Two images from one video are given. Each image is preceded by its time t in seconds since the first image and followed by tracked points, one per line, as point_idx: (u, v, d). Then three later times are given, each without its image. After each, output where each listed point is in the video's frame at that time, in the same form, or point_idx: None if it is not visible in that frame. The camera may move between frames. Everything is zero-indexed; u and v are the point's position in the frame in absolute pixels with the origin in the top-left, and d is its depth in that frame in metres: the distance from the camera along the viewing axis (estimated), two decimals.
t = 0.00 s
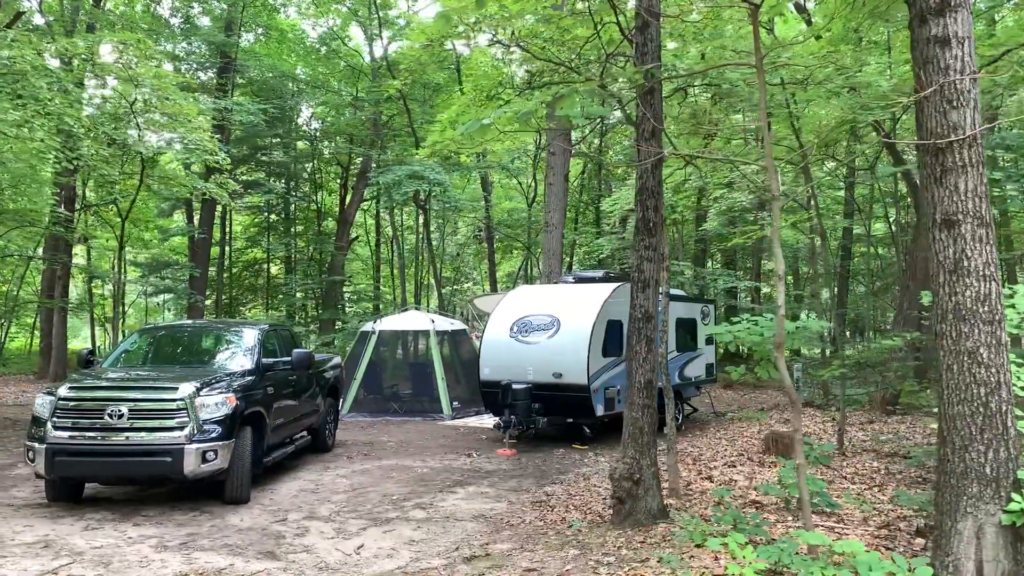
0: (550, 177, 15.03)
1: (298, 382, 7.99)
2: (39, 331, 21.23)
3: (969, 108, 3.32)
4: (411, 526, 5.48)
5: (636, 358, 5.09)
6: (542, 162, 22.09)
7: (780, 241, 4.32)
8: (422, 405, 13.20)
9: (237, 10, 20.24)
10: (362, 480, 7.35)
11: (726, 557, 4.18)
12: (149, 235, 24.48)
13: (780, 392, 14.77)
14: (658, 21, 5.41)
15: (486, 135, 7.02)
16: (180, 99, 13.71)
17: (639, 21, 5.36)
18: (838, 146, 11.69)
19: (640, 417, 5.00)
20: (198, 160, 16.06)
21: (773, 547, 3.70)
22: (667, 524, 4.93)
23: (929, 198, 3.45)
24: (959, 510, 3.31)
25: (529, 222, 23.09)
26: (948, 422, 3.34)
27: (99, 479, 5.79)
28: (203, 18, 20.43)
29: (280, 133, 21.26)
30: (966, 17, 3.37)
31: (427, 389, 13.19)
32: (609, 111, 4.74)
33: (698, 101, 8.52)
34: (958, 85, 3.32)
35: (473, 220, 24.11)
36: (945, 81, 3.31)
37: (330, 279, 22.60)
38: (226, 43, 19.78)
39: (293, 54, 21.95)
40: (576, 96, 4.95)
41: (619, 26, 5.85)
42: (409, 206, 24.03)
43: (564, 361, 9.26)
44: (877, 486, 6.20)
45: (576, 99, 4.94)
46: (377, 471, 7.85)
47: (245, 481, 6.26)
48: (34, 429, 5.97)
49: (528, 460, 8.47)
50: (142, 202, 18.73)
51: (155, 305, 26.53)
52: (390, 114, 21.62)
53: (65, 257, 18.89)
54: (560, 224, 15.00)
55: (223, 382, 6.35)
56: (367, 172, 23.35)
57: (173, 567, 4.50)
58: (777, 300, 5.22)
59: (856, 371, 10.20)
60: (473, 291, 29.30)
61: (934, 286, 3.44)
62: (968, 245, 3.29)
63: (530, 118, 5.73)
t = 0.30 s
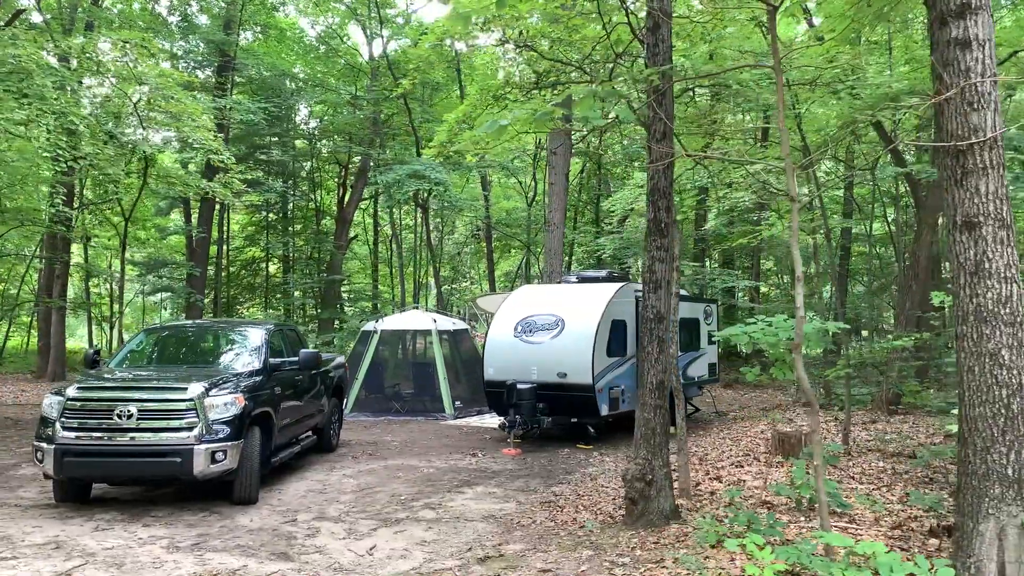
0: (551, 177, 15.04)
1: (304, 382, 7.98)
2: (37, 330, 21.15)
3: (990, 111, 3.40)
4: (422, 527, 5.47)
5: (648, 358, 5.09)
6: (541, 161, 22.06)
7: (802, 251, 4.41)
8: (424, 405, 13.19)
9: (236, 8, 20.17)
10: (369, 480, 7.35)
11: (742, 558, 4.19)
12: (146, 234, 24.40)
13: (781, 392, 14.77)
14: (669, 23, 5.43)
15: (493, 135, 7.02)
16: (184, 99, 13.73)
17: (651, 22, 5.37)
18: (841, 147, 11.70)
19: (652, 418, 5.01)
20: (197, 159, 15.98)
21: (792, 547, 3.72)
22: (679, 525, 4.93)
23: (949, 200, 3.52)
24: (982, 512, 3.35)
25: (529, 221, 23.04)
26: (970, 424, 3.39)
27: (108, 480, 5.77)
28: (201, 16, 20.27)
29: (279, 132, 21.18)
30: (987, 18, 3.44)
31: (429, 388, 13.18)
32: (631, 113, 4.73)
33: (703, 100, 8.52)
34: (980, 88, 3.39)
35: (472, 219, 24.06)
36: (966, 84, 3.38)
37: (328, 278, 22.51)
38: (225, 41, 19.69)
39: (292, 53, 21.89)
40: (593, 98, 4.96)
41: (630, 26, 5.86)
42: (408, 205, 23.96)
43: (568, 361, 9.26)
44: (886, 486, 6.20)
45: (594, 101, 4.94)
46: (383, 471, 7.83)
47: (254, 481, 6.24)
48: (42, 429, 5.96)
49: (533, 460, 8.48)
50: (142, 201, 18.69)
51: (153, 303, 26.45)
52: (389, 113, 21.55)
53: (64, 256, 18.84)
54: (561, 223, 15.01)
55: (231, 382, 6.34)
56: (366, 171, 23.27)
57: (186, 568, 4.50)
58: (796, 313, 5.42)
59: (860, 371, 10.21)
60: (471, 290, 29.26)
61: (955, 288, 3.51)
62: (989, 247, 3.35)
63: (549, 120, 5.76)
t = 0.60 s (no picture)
0: (548, 176, 15.08)
1: (306, 382, 7.97)
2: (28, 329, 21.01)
3: (1008, 115, 3.46)
4: (430, 527, 5.47)
5: (657, 359, 5.10)
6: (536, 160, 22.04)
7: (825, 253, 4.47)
8: (422, 405, 13.18)
9: (230, 6, 20.12)
10: (373, 480, 7.33)
11: (757, 558, 4.20)
12: (138, 233, 24.27)
13: (777, 392, 14.85)
14: (678, 26, 5.46)
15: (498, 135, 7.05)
16: (184, 97, 13.73)
17: (659, 24, 5.39)
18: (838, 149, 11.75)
19: (662, 419, 5.02)
20: (191, 158, 15.89)
21: (809, 548, 3.76)
22: (689, 525, 4.95)
23: (968, 203, 3.58)
24: (1002, 512, 3.41)
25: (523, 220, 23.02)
26: (989, 426, 3.44)
27: (114, 481, 5.74)
28: (194, 14, 20.29)
29: (273, 131, 21.09)
30: (1004, 23, 3.49)
31: (426, 388, 13.18)
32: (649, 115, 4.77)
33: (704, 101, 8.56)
34: (999, 92, 3.45)
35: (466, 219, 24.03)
36: (985, 88, 3.44)
37: (322, 277, 22.43)
38: (218, 39, 19.59)
39: (286, 51, 21.84)
40: (609, 100, 4.99)
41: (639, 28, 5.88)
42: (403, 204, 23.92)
43: (569, 361, 9.28)
44: (890, 486, 6.25)
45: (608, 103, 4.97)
46: (386, 471, 7.82)
47: (260, 482, 6.22)
48: (47, 430, 5.92)
49: (535, 460, 8.48)
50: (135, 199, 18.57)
51: (144, 302, 26.32)
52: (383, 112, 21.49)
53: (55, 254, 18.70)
54: (558, 223, 15.04)
55: (237, 383, 6.32)
56: (360, 170, 23.19)
57: (198, 570, 4.48)
58: (815, 315, 5.55)
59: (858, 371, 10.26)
60: (464, 290, 29.21)
61: (975, 291, 3.57)
62: (1008, 251, 3.42)
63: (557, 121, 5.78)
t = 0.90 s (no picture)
0: (538, 177, 15.10)
1: (300, 383, 7.92)
2: (9, 328, 20.75)
3: (1013, 119, 3.52)
4: (430, 528, 5.45)
5: (657, 360, 5.12)
6: (523, 160, 21.98)
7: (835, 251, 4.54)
8: (412, 405, 13.14)
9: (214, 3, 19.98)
10: (368, 481, 7.30)
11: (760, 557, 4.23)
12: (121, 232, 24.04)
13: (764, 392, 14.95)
14: (678, 27, 5.48)
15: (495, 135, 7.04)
16: (170, 96, 13.74)
17: (659, 25, 5.41)
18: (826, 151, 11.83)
19: (663, 419, 5.04)
20: (176, 156, 15.75)
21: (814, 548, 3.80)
22: (690, 525, 4.97)
23: (974, 206, 3.64)
24: (1008, 512, 3.47)
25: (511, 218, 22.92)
26: (995, 426, 3.51)
27: (109, 483, 5.68)
28: (177, 11, 20.14)
29: (258, 129, 20.93)
30: (1010, 28, 3.55)
31: (416, 388, 13.14)
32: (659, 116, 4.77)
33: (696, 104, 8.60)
34: (1005, 96, 3.52)
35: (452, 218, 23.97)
36: (992, 93, 3.50)
37: (308, 276, 22.28)
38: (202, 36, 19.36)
39: (270, 49, 21.70)
40: (616, 100, 5.00)
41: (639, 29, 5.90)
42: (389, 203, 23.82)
43: (562, 361, 9.29)
44: (884, 484, 6.31)
45: (616, 104, 4.97)
46: (380, 472, 7.80)
47: (256, 483, 6.18)
48: (40, 432, 5.85)
49: (529, 460, 8.49)
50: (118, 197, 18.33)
51: (126, 301, 26.07)
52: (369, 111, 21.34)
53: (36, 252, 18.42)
54: (547, 222, 15.07)
55: (233, 384, 6.28)
56: (345, 168, 23.01)
57: (198, 573, 4.44)
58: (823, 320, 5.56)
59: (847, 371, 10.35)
60: (450, 289, 29.13)
61: (981, 293, 3.63)
62: (1014, 253, 3.47)
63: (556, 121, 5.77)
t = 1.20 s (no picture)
0: (532, 175, 15.09)
1: (297, 381, 7.86)
2: None
3: None
4: (434, 527, 5.42)
5: (663, 356, 5.09)
6: (515, 158, 21.91)
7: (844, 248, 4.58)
8: (407, 404, 13.08)
9: None
10: (367, 479, 7.26)
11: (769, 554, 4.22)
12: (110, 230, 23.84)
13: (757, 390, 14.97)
14: (683, 23, 5.45)
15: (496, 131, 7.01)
16: (163, 91, 13.68)
17: (664, 20, 5.39)
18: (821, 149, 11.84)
19: (668, 416, 5.02)
20: (167, 153, 15.60)
21: (827, 544, 3.80)
22: (696, 521, 4.95)
23: (990, 201, 3.67)
24: None
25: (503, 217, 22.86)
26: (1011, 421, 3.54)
27: (108, 482, 5.61)
28: (167, 8, 20.01)
29: (249, 126, 20.78)
30: None
31: (411, 387, 13.10)
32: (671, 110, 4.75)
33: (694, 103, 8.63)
34: (1020, 91, 3.54)
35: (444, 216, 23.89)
36: (1007, 87, 3.53)
37: (300, 274, 22.15)
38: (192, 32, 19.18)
39: (261, 46, 21.57)
40: (627, 95, 4.97)
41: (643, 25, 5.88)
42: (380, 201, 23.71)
43: (560, 358, 9.27)
44: (886, 481, 6.32)
45: (627, 98, 4.94)
46: (379, 471, 7.75)
47: (256, 482, 6.12)
48: (37, 430, 5.77)
49: (528, 458, 8.46)
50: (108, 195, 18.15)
51: (115, 300, 25.86)
52: (361, 109, 21.21)
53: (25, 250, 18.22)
54: (542, 220, 15.06)
55: (232, 382, 6.21)
56: (336, 166, 22.87)
57: (202, 573, 4.39)
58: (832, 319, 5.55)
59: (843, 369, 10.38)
60: (442, 288, 29.04)
61: (996, 287, 3.66)
62: None
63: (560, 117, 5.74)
